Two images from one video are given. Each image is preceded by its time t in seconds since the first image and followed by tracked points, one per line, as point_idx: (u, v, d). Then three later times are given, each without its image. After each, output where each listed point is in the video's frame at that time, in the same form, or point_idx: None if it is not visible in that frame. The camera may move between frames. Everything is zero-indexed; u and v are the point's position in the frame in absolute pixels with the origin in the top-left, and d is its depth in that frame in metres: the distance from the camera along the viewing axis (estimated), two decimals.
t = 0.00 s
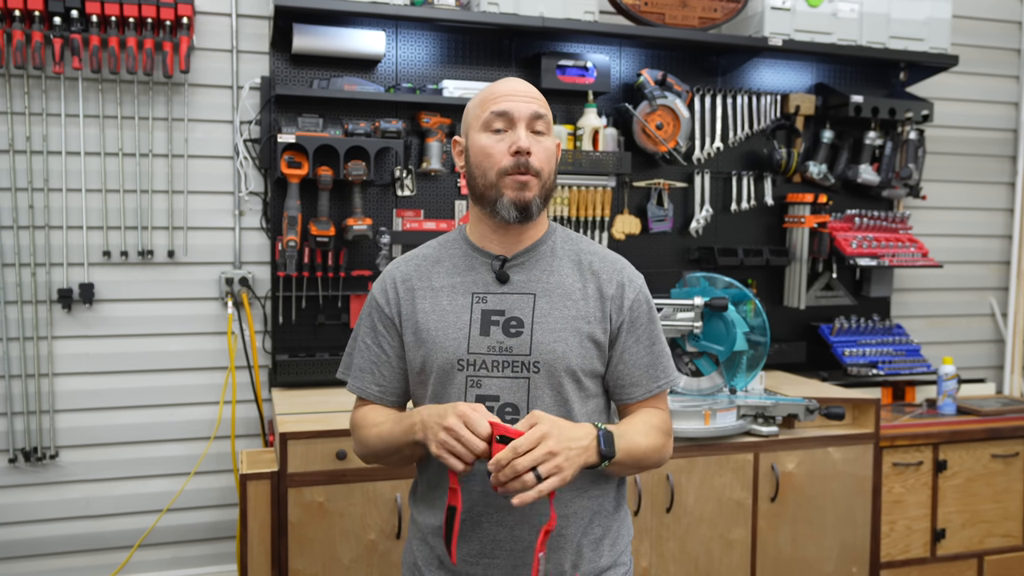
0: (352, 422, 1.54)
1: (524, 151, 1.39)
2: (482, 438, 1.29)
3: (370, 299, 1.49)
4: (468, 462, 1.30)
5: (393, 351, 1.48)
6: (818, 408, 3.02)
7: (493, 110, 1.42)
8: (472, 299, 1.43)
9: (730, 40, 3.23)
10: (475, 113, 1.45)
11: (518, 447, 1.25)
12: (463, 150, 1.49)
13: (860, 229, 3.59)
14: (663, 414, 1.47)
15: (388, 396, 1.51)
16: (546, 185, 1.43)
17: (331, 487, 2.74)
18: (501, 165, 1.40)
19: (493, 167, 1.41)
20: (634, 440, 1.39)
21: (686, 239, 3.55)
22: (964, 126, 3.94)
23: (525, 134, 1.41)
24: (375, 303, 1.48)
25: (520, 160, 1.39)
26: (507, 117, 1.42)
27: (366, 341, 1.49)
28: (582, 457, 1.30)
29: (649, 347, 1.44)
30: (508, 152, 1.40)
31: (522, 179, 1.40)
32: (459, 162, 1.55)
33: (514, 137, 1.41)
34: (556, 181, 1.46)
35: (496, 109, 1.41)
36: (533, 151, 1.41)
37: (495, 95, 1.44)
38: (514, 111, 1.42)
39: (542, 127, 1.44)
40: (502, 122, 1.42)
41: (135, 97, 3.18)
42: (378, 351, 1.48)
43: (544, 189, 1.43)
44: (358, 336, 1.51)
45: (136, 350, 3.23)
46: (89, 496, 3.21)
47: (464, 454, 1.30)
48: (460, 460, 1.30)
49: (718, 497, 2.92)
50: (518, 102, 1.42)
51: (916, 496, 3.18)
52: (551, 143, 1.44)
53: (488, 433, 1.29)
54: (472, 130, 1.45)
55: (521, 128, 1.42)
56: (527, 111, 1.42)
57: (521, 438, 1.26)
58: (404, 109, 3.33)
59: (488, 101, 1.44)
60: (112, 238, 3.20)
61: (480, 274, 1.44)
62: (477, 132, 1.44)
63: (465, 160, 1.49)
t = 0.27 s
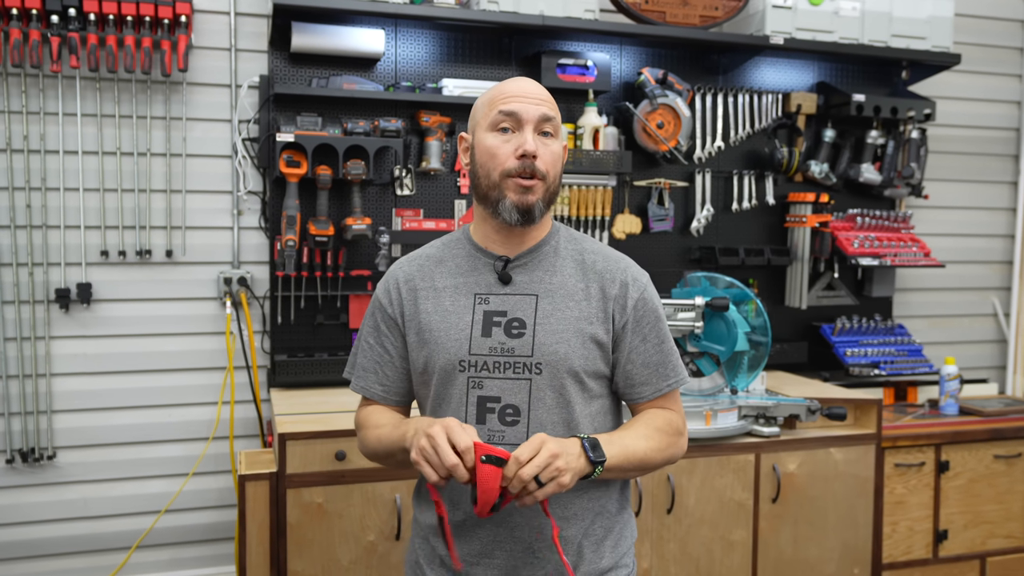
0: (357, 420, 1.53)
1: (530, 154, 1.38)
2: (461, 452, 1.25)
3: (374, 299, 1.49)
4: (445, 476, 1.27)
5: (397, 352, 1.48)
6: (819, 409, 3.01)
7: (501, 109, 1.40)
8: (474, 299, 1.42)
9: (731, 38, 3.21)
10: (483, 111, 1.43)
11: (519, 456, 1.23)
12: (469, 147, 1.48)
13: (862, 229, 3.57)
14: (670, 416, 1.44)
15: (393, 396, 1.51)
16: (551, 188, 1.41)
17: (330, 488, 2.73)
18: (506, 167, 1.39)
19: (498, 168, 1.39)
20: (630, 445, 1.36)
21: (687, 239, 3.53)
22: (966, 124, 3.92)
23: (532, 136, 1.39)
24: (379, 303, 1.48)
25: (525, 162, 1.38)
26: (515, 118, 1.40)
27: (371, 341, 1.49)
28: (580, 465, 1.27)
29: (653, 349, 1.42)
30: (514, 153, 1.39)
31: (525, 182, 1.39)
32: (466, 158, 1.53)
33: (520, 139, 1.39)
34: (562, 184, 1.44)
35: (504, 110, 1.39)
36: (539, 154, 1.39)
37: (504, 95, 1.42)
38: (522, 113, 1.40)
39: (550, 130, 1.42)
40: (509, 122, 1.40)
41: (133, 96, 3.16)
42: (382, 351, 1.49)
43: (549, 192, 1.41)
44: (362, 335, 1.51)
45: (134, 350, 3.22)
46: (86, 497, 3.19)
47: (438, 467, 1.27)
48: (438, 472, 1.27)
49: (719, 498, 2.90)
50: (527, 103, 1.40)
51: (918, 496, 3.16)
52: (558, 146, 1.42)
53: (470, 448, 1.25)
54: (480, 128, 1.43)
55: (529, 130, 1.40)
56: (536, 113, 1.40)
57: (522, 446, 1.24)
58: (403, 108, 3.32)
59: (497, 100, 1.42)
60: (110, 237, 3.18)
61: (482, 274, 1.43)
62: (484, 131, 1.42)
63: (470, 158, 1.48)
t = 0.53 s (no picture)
0: (369, 416, 1.53)
1: (545, 153, 1.35)
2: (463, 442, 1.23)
3: (388, 296, 1.49)
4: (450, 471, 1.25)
5: (409, 350, 1.48)
6: (821, 409, 2.99)
7: (517, 107, 1.38)
8: (485, 299, 1.40)
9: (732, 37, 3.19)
10: (500, 107, 1.41)
11: (518, 447, 1.21)
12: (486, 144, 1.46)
13: (864, 228, 3.56)
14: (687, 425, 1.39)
15: (405, 395, 1.51)
16: (565, 189, 1.39)
17: (329, 489, 2.71)
18: (519, 166, 1.37)
19: (511, 167, 1.37)
20: (640, 454, 1.33)
21: (687, 238, 3.51)
22: (968, 123, 3.91)
23: (548, 135, 1.37)
24: (392, 300, 1.48)
25: (539, 162, 1.36)
26: (531, 116, 1.38)
27: (384, 339, 1.49)
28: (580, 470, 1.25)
29: (668, 357, 1.37)
30: (528, 152, 1.36)
31: (539, 183, 1.37)
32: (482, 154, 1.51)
33: (536, 138, 1.37)
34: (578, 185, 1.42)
35: (520, 107, 1.37)
36: (555, 153, 1.36)
37: (522, 91, 1.39)
38: (539, 110, 1.37)
39: (567, 129, 1.40)
40: (525, 120, 1.38)
41: (131, 94, 3.14)
42: (396, 350, 1.49)
43: (564, 193, 1.39)
44: (376, 332, 1.51)
45: (132, 350, 3.20)
46: (84, 497, 3.18)
47: (443, 460, 1.25)
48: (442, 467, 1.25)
49: (721, 499, 2.88)
50: (545, 101, 1.38)
51: (920, 497, 3.14)
52: (575, 146, 1.40)
53: (471, 438, 1.23)
54: (496, 124, 1.41)
55: (545, 128, 1.37)
56: (553, 112, 1.37)
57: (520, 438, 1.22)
58: (403, 107, 3.29)
59: (515, 97, 1.40)
60: (108, 237, 3.17)
61: (494, 274, 1.42)
62: (500, 128, 1.40)
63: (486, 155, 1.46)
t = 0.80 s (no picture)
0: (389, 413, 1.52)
1: (586, 153, 1.33)
2: (470, 449, 1.23)
3: (414, 290, 1.48)
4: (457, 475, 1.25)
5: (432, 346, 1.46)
6: (823, 409, 2.97)
7: (560, 103, 1.35)
8: (510, 298, 1.38)
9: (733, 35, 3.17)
10: (541, 101, 1.39)
11: (533, 449, 1.19)
12: (523, 138, 1.44)
13: (866, 228, 3.54)
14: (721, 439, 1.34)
15: (425, 392, 1.50)
16: (604, 190, 1.36)
17: (328, 490, 2.69)
18: (561, 164, 1.34)
19: (550, 164, 1.35)
20: (670, 468, 1.28)
21: (688, 238, 3.50)
22: (970, 122, 3.89)
23: (590, 134, 1.34)
24: (418, 294, 1.47)
25: (580, 161, 1.33)
26: (575, 113, 1.35)
27: (408, 333, 1.48)
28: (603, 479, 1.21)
29: (698, 369, 1.33)
30: (568, 150, 1.34)
31: (579, 182, 1.34)
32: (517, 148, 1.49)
33: (578, 136, 1.34)
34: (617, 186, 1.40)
35: (563, 103, 1.34)
36: (596, 153, 1.34)
37: (565, 86, 1.36)
38: (582, 108, 1.34)
39: (610, 128, 1.37)
40: (567, 117, 1.35)
41: (129, 93, 3.13)
42: (418, 345, 1.47)
43: (602, 194, 1.37)
44: (401, 326, 1.51)
45: (130, 350, 3.18)
46: (82, 498, 3.16)
47: (448, 464, 1.25)
48: (447, 471, 1.25)
49: (722, 500, 2.87)
50: (589, 98, 1.35)
51: (922, 498, 3.13)
52: (616, 146, 1.37)
53: (479, 445, 1.23)
54: (536, 119, 1.39)
55: (588, 127, 1.35)
56: (596, 110, 1.35)
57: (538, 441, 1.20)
58: (402, 106, 3.27)
59: (557, 91, 1.37)
60: (106, 237, 3.15)
61: (520, 272, 1.40)
62: (540, 123, 1.38)
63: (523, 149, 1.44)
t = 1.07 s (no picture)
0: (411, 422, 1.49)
1: (624, 157, 1.30)
2: (507, 483, 1.18)
3: (438, 295, 1.47)
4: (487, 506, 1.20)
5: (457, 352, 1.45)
6: (825, 410, 2.95)
7: (597, 103, 1.32)
8: (539, 301, 1.36)
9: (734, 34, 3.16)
10: (576, 100, 1.35)
11: (569, 471, 1.13)
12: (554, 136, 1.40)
13: (868, 227, 3.53)
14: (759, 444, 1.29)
15: (450, 400, 1.47)
16: (638, 193, 1.35)
17: (327, 491, 2.68)
18: (596, 167, 1.32)
19: (585, 167, 1.33)
20: (716, 473, 1.22)
21: (689, 238, 3.48)
22: (973, 121, 3.87)
23: (627, 136, 1.32)
24: (442, 299, 1.45)
25: (617, 165, 1.31)
26: (611, 114, 1.32)
27: (431, 339, 1.47)
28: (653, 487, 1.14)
29: (735, 371, 1.29)
30: (605, 153, 1.31)
31: (615, 185, 1.32)
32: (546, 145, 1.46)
33: (615, 138, 1.31)
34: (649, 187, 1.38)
35: (601, 105, 1.31)
36: (634, 157, 1.31)
37: (601, 85, 1.33)
38: (620, 109, 1.31)
39: (646, 129, 1.35)
40: (604, 118, 1.32)
41: (126, 92, 3.11)
42: (444, 351, 1.46)
43: (636, 197, 1.35)
44: (424, 332, 1.49)
45: (128, 350, 3.17)
46: (79, 499, 3.14)
47: (480, 492, 1.20)
48: (476, 501, 1.20)
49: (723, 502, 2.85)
50: (626, 99, 1.32)
51: (924, 500, 3.11)
52: (651, 148, 1.35)
53: (516, 480, 1.18)
54: (570, 118, 1.35)
55: (625, 129, 1.32)
56: (635, 111, 1.32)
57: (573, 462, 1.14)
58: (401, 105, 3.26)
59: (594, 90, 1.33)
60: (103, 236, 3.13)
61: (549, 275, 1.38)
62: (575, 123, 1.34)
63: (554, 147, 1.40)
